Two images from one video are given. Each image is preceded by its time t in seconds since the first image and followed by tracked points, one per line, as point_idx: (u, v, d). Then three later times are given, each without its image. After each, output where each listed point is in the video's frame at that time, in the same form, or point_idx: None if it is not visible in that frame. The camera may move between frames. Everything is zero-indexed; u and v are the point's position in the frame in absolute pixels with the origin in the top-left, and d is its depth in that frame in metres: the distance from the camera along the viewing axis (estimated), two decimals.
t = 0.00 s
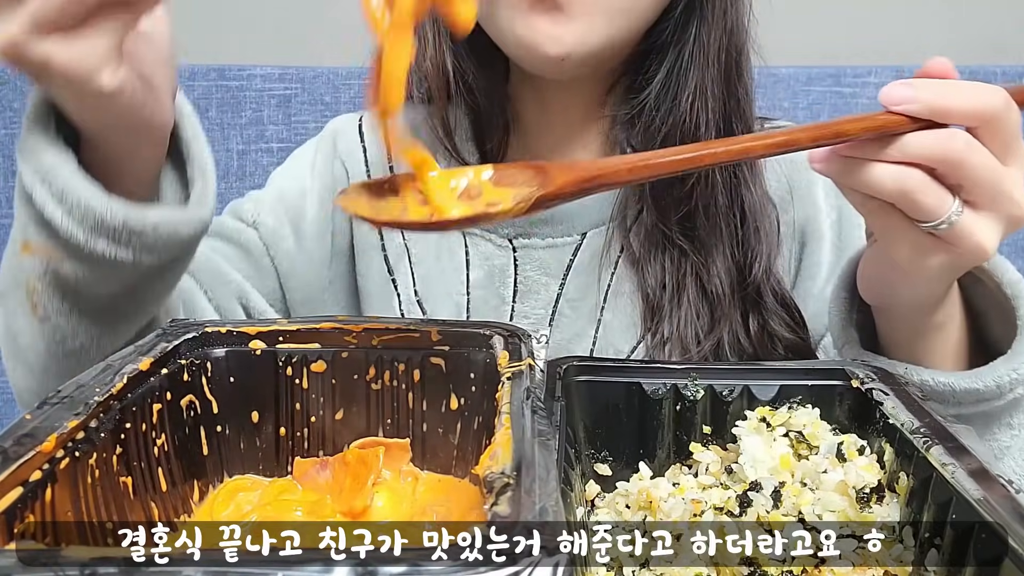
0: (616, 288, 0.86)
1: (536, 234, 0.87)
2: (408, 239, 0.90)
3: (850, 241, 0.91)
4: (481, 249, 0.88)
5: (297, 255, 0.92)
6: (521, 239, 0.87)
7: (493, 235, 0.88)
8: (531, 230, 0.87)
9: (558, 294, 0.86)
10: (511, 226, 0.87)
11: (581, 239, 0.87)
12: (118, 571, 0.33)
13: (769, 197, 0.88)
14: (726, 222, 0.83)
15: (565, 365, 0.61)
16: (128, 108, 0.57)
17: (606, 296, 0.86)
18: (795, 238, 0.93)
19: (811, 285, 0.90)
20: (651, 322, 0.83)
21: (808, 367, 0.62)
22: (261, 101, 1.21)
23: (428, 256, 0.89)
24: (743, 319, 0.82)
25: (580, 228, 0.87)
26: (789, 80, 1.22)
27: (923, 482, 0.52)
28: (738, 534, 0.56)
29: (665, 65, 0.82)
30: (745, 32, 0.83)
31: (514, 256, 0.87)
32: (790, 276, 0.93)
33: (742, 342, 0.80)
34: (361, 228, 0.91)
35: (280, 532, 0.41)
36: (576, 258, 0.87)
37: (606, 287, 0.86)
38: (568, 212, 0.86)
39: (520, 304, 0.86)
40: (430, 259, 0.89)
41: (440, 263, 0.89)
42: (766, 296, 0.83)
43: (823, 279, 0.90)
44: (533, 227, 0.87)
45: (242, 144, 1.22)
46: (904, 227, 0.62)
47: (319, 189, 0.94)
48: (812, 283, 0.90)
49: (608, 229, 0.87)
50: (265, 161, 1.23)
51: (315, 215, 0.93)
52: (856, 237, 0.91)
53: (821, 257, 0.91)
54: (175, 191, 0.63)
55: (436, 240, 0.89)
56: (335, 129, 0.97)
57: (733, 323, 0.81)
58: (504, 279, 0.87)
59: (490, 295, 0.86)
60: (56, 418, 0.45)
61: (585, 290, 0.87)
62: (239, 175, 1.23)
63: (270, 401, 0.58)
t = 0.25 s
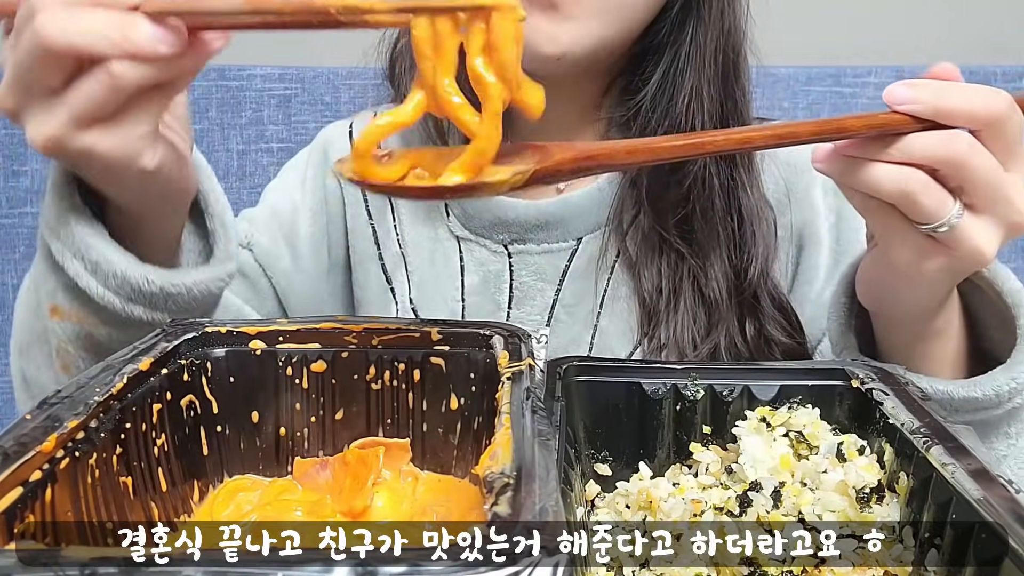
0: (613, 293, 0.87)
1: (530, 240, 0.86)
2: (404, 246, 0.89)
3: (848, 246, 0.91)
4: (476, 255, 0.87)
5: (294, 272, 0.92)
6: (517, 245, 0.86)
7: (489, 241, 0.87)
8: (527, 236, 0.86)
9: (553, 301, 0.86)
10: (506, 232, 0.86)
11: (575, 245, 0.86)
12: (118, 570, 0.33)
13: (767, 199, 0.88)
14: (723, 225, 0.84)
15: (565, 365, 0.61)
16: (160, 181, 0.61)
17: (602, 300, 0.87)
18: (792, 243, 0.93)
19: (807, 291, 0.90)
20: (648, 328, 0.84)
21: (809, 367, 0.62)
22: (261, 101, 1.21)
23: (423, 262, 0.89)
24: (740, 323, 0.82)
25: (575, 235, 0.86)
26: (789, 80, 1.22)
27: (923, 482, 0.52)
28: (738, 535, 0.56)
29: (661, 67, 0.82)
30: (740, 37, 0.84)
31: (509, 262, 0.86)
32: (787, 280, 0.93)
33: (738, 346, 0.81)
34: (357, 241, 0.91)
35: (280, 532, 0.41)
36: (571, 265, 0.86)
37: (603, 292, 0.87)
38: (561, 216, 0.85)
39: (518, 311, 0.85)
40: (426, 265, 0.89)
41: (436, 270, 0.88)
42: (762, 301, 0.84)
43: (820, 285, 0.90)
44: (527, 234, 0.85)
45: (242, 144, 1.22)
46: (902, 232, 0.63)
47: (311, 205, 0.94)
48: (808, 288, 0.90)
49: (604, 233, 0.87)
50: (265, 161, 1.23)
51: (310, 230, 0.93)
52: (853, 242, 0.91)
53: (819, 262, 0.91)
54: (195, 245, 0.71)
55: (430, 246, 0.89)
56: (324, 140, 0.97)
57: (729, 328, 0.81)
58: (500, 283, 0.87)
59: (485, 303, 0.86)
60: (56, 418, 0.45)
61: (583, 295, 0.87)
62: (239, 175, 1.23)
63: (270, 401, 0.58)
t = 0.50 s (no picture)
0: (615, 296, 0.86)
1: (530, 244, 0.87)
2: (404, 253, 0.90)
3: (853, 245, 0.91)
4: (476, 260, 0.88)
5: (288, 284, 0.91)
6: (517, 250, 0.87)
7: (489, 246, 0.88)
8: (528, 241, 0.87)
9: (554, 305, 0.86)
10: (506, 237, 0.87)
11: (576, 249, 0.87)
12: (118, 570, 0.33)
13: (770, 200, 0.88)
14: (725, 226, 0.85)
15: (565, 365, 0.61)
16: (165, 221, 0.64)
17: (605, 302, 0.86)
18: (795, 244, 0.93)
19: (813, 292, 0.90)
20: (651, 329, 0.83)
21: (808, 367, 0.62)
22: (261, 101, 1.21)
23: (422, 267, 0.89)
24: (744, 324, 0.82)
25: (576, 239, 0.87)
26: (789, 80, 1.22)
27: (923, 482, 0.52)
28: (738, 534, 0.56)
29: (664, 66, 0.82)
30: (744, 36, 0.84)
31: (510, 267, 0.87)
32: (790, 280, 0.93)
33: (743, 346, 0.81)
34: (356, 251, 0.92)
35: (280, 532, 0.41)
36: (572, 268, 0.87)
37: (605, 295, 0.86)
38: (561, 220, 0.85)
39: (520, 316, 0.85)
40: (424, 269, 0.89)
41: (435, 274, 0.88)
42: (767, 302, 0.83)
43: (827, 285, 0.90)
44: (527, 238, 0.86)
45: (242, 144, 1.21)
46: (935, 198, 0.62)
47: (306, 219, 0.93)
48: (815, 288, 0.90)
49: (608, 235, 0.87)
50: (265, 160, 1.23)
51: (303, 242, 0.92)
52: (858, 241, 0.91)
53: (824, 263, 0.91)
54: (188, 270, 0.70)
55: (429, 250, 0.89)
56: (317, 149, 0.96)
57: (733, 330, 0.81)
58: (500, 287, 0.87)
59: (484, 306, 0.87)
60: (56, 419, 0.45)
61: (583, 298, 0.86)
62: (239, 176, 1.22)
63: (269, 402, 0.58)
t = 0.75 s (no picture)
0: (615, 294, 0.86)
1: (530, 243, 0.87)
2: (404, 253, 0.90)
3: (855, 241, 0.91)
4: (476, 259, 0.88)
5: (288, 285, 0.91)
6: (517, 249, 0.87)
7: (488, 245, 0.87)
8: (527, 239, 0.86)
9: (554, 303, 0.86)
10: (506, 236, 0.87)
11: (576, 248, 0.87)
12: (118, 571, 0.33)
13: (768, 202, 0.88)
14: (722, 227, 0.85)
15: (565, 365, 0.61)
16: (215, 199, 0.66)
17: (605, 302, 0.86)
18: (796, 244, 0.94)
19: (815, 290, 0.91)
20: (650, 329, 0.83)
21: (808, 367, 0.62)
22: (261, 101, 1.21)
23: (422, 266, 0.89)
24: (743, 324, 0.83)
25: (575, 237, 0.87)
26: (789, 81, 1.22)
27: (923, 482, 0.52)
28: (738, 535, 0.56)
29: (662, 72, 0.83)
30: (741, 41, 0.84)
31: (509, 266, 0.87)
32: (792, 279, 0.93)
33: (741, 346, 0.82)
34: (356, 251, 0.92)
35: (280, 532, 0.41)
36: (572, 267, 0.87)
37: (603, 295, 0.86)
38: (561, 219, 0.85)
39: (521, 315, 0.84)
40: (424, 268, 0.89)
41: (435, 273, 0.88)
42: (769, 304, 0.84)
43: (830, 281, 0.90)
44: (527, 237, 0.86)
45: (242, 144, 1.22)
46: (950, 146, 0.63)
47: (306, 220, 0.93)
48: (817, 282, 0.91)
49: (607, 235, 0.87)
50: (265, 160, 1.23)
51: (304, 243, 0.92)
52: (860, 237, 0.91)
53: (827, 259, 0.91)
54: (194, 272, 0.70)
55: (429, 250, 0.89)
56: (318, 149, 0.96)
57: (731, 329, 0.82)
58: (500, 286, 0.87)
59: (484, 305, 0.87)
60: (57, 419, 0.45)
61: (583, 297, 0.86)
62: (239, 175, 1.22)
63: (270, 402, 0.58)
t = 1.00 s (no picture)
0: (614, 293, 0.86)
1: (530, 242, 0.87)
2: (404, 253, 0.90)
3: (855, 239, 0.91)
4: (475, 258, 0.88)
5: (289, 283, 0.90)
6: (516, 248, 0.87)
7: (488, 245, 0.87)
8: (526, 239, 0.86)
9: (553, 302, 0.86)
10: (505, 235, 0.87)
11: (575, 246, 0.87)
12: (118, 570, 0.33)
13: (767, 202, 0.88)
14: (720, 231, 0.84)
15: (565, 365, 0.61)
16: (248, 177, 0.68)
17: (604, 301, 0.86)
18: (795, 246, 0.94)
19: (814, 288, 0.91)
20: (649, 330, 0.83)
21: (808, 367, 0.62)
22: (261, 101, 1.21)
23: (422, 266, 0.89)
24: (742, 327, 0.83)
25: (574, 236, 0.87)
26: (789, 81, 1.22)
27: (923, 482, 0.52)
28: (738, 535, 0.56)
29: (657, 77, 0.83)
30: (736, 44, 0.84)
31: (508, 264, 0.87)
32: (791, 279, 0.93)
33: (739, 348, 0.82)
34: (355, 250, 0.92)
35: (280, 532, 0.41)
36: (571, 266, 0.87)
37: (602, 294, 0.86)
38: (560, 217, 0.85)
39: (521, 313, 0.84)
40: (423, 267, 0.89)
41: (435, 272, 0.89)
42: (766, 305, 0.84)
43: (830, 279, 0.90)
44: (526, 236, 0.86)
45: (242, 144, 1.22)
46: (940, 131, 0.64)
47: (307, 219, 0.93)
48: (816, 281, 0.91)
49: (603, 233, 0.87)
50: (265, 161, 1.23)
51: (304, 242, 0.92)
52: (860, 235, 0.91)
53: (827, 256, 0.91)
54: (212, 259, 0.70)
55: (429, 250, 0.89)
56: (318, 149, 0.96)
57: (729, 331, 0.82)
58: (500, 286, 0.87)
59: (484, 305, 0.87)
60: (56, 419, 0.45)
61: (582, 297, 0.86)
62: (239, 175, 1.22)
63: (270, 402, 0.58)
